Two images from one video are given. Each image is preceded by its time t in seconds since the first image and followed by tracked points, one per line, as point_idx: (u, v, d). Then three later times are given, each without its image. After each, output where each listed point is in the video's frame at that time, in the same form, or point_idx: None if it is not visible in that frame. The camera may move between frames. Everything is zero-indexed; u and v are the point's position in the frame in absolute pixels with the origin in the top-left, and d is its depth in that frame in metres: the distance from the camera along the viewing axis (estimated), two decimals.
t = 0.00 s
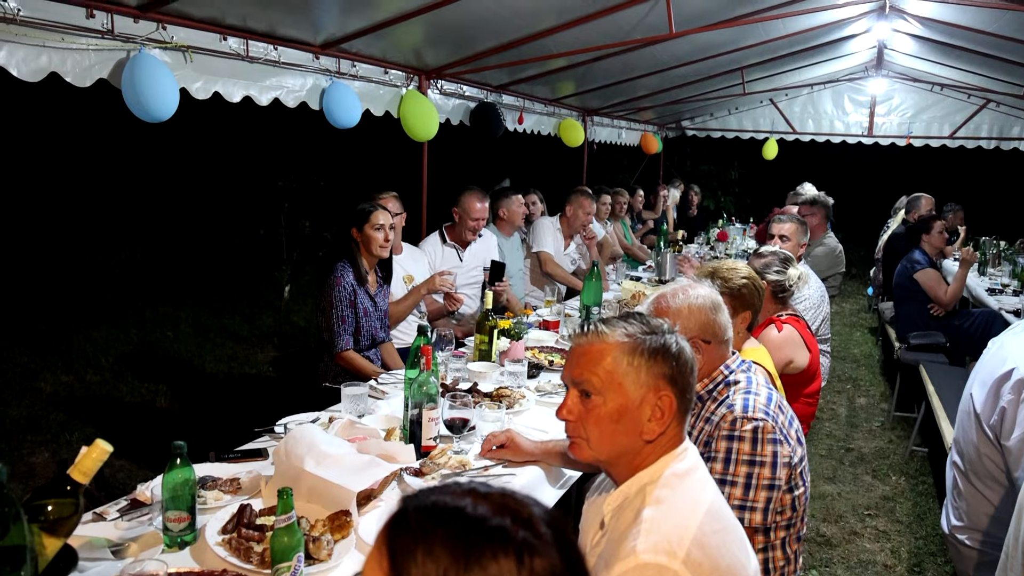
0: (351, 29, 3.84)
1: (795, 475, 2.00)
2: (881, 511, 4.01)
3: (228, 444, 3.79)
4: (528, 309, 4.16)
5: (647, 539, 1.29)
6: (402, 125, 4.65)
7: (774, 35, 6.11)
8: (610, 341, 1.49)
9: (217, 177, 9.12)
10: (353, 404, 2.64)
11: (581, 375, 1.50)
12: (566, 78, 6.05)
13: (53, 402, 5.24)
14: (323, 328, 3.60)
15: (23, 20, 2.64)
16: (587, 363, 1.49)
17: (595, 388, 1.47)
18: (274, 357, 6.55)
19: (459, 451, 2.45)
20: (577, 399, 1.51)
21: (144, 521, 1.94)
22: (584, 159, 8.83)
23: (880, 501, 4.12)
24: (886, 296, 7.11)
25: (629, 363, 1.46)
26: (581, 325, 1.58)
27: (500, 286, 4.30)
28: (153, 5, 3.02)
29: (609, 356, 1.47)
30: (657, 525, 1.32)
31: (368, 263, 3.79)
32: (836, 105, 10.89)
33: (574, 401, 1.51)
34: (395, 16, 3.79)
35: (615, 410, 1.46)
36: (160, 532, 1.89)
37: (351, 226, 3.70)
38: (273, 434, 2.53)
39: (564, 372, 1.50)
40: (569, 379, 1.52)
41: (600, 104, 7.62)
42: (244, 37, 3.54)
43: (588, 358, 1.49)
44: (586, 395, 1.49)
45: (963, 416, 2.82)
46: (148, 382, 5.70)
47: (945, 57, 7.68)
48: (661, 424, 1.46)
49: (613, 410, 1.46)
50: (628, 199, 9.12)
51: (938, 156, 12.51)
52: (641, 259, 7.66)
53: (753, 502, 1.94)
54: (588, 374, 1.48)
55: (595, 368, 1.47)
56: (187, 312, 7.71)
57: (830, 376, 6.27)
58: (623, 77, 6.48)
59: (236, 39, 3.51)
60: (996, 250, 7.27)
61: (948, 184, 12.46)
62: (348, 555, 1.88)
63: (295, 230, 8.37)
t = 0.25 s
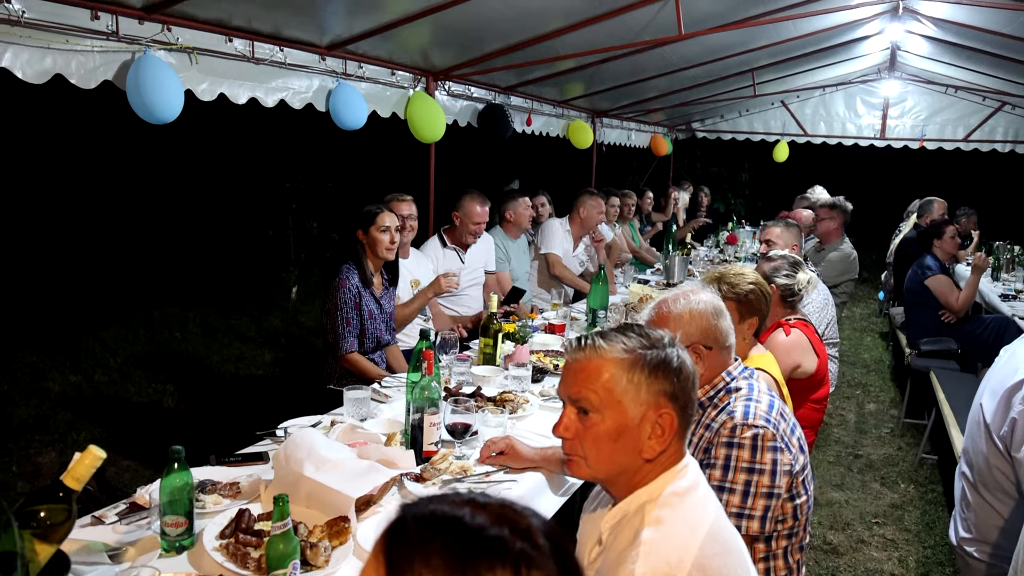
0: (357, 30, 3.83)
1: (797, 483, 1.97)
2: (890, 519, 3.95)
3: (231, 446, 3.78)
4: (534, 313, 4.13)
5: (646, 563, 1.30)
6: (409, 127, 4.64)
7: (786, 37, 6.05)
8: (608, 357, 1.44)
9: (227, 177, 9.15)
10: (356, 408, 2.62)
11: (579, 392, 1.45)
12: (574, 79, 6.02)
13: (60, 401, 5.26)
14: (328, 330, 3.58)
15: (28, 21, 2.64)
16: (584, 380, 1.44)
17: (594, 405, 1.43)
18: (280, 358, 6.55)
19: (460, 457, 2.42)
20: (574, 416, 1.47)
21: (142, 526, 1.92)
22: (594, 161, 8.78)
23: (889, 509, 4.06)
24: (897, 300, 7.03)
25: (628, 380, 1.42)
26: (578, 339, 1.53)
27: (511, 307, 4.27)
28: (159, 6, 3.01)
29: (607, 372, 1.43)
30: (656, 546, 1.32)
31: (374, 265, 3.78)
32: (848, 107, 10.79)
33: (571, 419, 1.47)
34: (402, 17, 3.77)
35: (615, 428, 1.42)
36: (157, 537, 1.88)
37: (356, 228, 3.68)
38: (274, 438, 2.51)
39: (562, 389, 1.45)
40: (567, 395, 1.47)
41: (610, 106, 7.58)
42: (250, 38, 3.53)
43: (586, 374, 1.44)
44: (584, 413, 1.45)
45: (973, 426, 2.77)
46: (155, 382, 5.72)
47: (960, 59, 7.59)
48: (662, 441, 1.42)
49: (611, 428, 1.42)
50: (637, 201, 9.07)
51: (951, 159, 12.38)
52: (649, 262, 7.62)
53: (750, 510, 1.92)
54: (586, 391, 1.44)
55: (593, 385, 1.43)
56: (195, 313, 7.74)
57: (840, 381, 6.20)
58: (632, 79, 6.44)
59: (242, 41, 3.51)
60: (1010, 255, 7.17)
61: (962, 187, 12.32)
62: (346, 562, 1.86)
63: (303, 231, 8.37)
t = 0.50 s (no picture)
0: (364, 26, 3.80)
1: (793, 494, 1.93)
2: (891, 531, 3.89)
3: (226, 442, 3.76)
4: (535, 313, 4.09)
5: None
6: (415, 124, 4.60)
7: (798, 42, 5.99)
8: (600, 368, 1.40)
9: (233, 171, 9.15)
10: (351, 407, 2.59)
11: (569, 405, 1.41)
12: (583, 80, 5.97)
13: (59, 393, 5.26)
14: (328, 326, 3.55)
15: (30, 9, 2.62)
16: (575, 392, 1.40)
17: (585, 418, 1.39)
18: (281, 353, 6.54)
19: (454, 458, 2.38)
20: (564, 429, 1.43)
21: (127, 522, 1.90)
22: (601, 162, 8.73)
23: (890, 520, 4.00)
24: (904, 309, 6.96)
25: (621, 394, 1.38)
26: (569, 347, 1.49)
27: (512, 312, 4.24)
28: None
29: (599, 385, 1.38)
30: (647, 565, 1.28)
31: (375, 261, 3.75)
32: (859, 115, 10.70)
33: (561, 431, 1.43)
34: (409, 13, 3.74)
35: (606, 442, 1.38)
36: (142, 534, 1.85)
37: (358, 225, 3.65)
38: (266, 436, 2.48)
39: (552, 400, 1.41)
40: (557, 407, 1.43)
41: (618, 107, 7.53)
42: (256, 31, 3.51)
43: (577, 385, 1.40)
44: (575, 425, 1.41)
45: (975, 440, 2.71)
46: (155, 375, 5.72)
47: (974, 69, 7.50)
48: (655, 456, 1.39)
49: (603, 443, 1.38)
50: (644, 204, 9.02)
51: (963, 169, 12.27)
52: (655, 265, 7.58)
53: (739, 520, 1.89)
54: (577, 403, 1.40)
55: (584, 397, 1.39)
56: (198, 306, 7.74)
57: (844, 390, 6.13)
58: (641, 81, 6.39)
59: (247, 33, 3.48)
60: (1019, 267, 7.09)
61: (973, 198, 12.22)
62: (333, 564, 1.83)
63: (307, 226, 8.37)
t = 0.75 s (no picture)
0: (368, 20, 3.77)
1: (789, 504, 1.89)
2: (890, 538, 3.85)
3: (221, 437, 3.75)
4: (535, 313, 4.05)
5: None
6: (418, 120, 4.58)
7: (806, 43, 5.93)
8: (590, 377, 1.36)
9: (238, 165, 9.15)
10: (345, 405, 2.56)
11: (558, 414, 1.37)
12: (588, 78, 5.93)
13: (58, 384, 5.26)
14: (325, 323, 3.52)
15: None
16: (564, 401, 1.37)
17: (573, 428, 1.35)
18: (281, 348, 6.53)
19: (446, 459, 2.35)
20: (553, 438, 1.39)
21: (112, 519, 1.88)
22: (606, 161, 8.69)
23: (889, 528, 3.95)
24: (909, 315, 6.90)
25: (611, 403, 1.35)
26: (559, 354, 1.45)
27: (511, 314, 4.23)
28: None
29: (588, 394, 1.35)
30: None
31: (374, 258, 3.72)
32: (866, 118, 10.62)
33: (549, 441, 1.39)
34: (413, 9, 3.71)
35: (595, 453, 1.35)
36: (127, 531, 1.83)
37: (358, 221, 3.63)
38: (258, 433, 2.46)
39: (540, 409, 1.38)
40: (545, 416, 1.40)
41: (624, 106, 7.48)
42: (257, 25, 3.49)
43: (566, 394, 1.37)
44: (563, 435, 1.37)
45: (976, 450, 2.66)
46: (154, 367, 5.72)
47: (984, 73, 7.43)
48: (645, 467, 1.35)
49: (592, 453, 1.35)
50: (648, 204, 8.97)
51: (972, 174, 12.18)
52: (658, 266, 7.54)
53: (734, 529, 1.85)
54: (566, 412, 1.36)
55: (573, 406, 1.35)
56: (199, 299, 7.75)
57: (845, 394, 6.07)
58: (648, 80, 6.35)
59: (249, 27, 3.46)
60: None
61: (981, 203, 12.12)
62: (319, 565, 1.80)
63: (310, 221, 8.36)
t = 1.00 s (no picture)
0: (369, 18, 3.75)
1: (790, 512, 1.86)
2: (892, 541, 3.81)
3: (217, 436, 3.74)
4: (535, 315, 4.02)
5: None
6: (420, 118, 4.56)
7: (812, 42, 5.88)
8: (580, 384, 1.34)
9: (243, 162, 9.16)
10: (341, 405, 2.55)
11: (548, 421, 1.35)
12: (592, 77, 5.90)
13: (59, 381, 5.27)
14: (323, 323, 3.51)
15: None
16: (554, 408, 1.35)
17: (563, 435, 1.33)
18: (282, 346, 6.53)
19: (441, 461, 2.33)
20: (543, 446, 1.37)
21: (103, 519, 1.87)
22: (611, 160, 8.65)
23: (891, 531, 3.91)
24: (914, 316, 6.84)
25: (601, 411, 1.32)
26: (550, 361, 1.43)
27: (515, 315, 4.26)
28: None
29: (579, 402, 1.33)
30: None
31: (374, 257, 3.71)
32: (873, 118, 10.53)
33: (539, 448, 1.37)
34: (415, 6, 3.69)
35: (585, 461, 1.33)
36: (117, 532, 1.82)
37: (356, 219, 3.62)
38: (252, 433, 2.45)
39: (530, 417, 1.36)
40: (535, 424, 1.38)
41: (629, 105, 7.45)
42: (258, 22, 3.48)
43: (556, 402, 1.35)
44: (554, 443, 1.35)
45: (978, 456, 2.63)
46: (155, 365, 5.73)
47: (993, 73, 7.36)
48: (637, 475, 1.33)
49: (582, 461, 1.33)
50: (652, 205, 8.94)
51: (980, 175, 12.08)
52: (662, 266, 7.52)
53: (733, 537, 1.81)
54: (556, 420, 1.34)
55: (563, 414, 1.33)
56: (202, 296, 7.76)
57: (848, 396, 6.02)
58: (652, 80, 6.32)
59: (249, 24, 3.45)
60: None
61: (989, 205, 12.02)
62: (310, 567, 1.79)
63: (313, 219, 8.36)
